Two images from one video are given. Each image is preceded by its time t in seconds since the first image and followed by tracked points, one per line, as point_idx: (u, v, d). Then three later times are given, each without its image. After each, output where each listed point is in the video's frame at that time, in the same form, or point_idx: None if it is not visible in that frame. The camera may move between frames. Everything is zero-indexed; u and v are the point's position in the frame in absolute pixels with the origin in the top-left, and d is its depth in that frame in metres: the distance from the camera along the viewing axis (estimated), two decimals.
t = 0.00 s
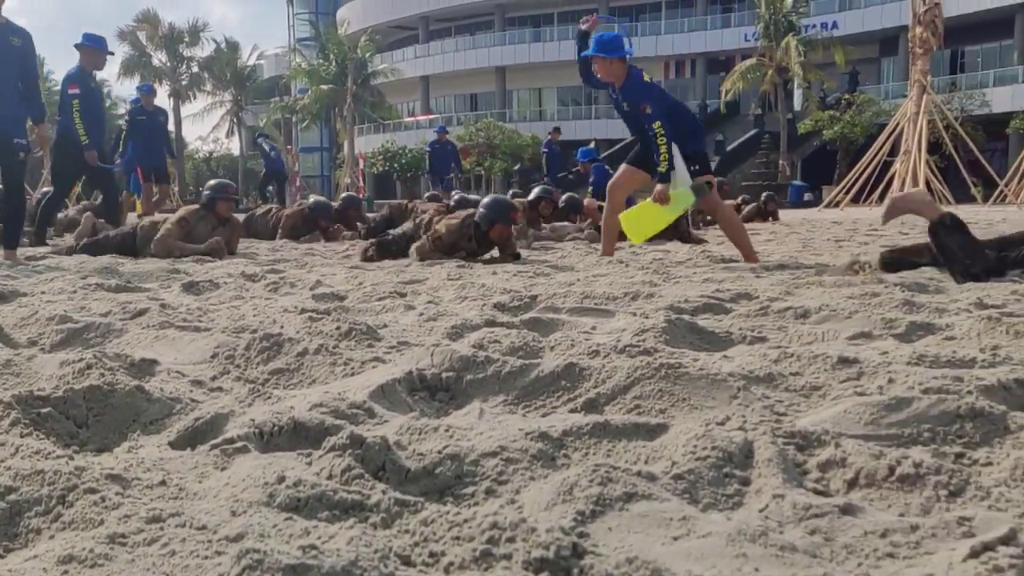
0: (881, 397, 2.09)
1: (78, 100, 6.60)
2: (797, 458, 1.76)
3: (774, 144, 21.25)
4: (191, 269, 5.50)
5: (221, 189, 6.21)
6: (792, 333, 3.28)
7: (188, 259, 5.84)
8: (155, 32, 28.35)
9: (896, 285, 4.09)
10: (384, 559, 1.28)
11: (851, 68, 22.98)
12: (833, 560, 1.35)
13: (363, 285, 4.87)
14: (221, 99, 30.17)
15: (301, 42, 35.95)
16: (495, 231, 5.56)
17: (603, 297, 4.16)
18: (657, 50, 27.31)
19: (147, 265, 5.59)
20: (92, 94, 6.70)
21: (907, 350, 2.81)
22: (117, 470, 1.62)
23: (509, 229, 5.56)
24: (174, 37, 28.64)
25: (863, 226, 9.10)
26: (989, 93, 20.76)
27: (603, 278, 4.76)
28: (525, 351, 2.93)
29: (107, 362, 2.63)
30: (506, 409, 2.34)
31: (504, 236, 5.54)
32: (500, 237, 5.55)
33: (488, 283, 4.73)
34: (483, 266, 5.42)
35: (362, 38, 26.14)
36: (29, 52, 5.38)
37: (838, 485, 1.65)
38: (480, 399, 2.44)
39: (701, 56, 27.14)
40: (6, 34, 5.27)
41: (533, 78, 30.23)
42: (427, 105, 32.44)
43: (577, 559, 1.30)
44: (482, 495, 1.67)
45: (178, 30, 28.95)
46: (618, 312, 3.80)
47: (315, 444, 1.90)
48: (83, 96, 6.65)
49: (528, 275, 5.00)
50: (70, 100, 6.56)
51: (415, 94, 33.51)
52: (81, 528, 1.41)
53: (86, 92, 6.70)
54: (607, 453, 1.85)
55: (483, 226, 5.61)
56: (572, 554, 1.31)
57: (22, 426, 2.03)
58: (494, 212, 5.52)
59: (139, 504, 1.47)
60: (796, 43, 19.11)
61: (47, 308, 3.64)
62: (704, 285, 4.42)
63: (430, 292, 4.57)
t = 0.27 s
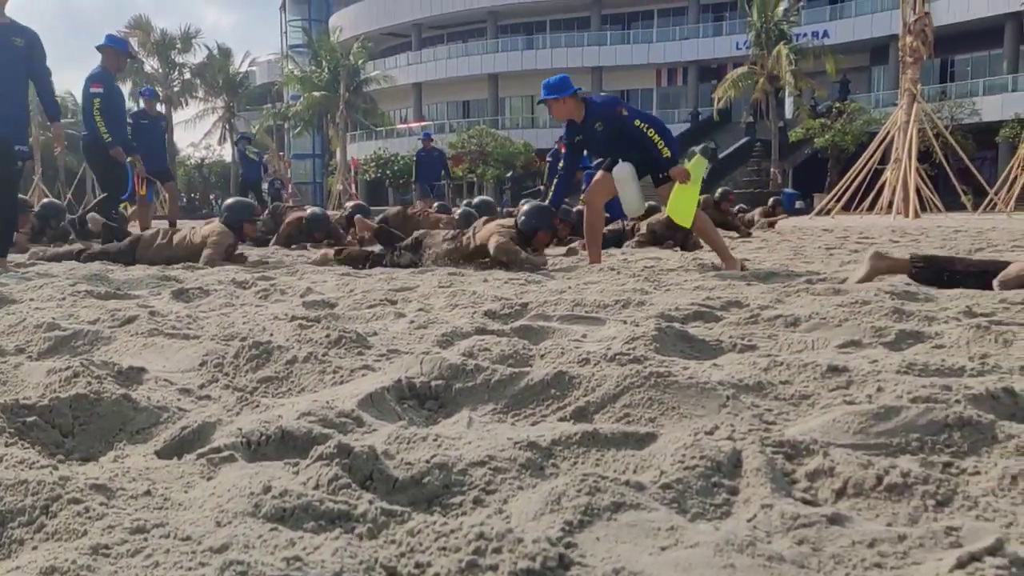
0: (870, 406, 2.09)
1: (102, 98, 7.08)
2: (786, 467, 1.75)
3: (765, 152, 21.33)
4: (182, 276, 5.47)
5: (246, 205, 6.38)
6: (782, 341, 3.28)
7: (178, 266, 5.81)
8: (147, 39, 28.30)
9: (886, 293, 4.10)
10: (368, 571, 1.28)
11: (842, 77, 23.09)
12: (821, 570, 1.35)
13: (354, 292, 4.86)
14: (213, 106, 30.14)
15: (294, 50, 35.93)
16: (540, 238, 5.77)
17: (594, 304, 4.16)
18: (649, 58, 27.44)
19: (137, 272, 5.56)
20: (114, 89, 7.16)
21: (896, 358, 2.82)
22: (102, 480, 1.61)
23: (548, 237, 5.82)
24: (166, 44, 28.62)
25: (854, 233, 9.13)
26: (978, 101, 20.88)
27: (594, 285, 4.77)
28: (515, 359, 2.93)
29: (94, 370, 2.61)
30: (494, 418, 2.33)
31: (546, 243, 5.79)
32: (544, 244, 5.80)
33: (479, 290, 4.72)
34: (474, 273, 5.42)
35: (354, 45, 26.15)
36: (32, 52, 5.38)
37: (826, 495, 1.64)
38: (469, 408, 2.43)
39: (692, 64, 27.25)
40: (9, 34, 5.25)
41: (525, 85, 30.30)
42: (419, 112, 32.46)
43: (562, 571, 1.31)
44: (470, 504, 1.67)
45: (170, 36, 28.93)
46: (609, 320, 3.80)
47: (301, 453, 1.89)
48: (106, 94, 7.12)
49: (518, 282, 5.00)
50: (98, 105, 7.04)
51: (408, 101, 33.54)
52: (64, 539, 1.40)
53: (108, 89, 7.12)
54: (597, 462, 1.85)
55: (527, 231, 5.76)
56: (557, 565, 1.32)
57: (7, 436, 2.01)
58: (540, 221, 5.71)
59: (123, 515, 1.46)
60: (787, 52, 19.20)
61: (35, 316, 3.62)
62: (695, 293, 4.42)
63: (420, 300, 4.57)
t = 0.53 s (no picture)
0: (854, 423, 2.09)
1: (128, 112, 7.04)
2: (770, 486, 1.75)
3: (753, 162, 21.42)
4: (168, 287, 5.44)
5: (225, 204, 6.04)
6: (767, 355, 3.28)
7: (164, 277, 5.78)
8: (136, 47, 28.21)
9: (872, 306, 4.11)
10: None
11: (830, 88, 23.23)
12: None
13: (340, 304, 4.84)
14: (202, 114, 30.06)
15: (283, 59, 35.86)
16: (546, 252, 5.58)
17: (581, 317, 4.16)
18: (638, 69, 27.55)
19: (123, 283, 5.52)
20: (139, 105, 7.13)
21: (881, 373, 2.82)
22: (79, 501, 1.60)
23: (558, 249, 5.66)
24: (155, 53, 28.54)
25: (841, 245, 9.16)
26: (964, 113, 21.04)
27: (582, 297, 4.76)
28: (500, 373, 2.92)
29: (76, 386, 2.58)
30: (478, 435, 2.32)
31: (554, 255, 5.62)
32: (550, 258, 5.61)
33: (466, 302, 4.71)
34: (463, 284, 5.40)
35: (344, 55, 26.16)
36: (29, 60, 5.45)
37: (810, 515, 1.64)
38: (453, 424, 2.41)
39: (681, 75, 27.37)
40: (6, 42, 5.33)
41: (515, 95, 30.36)
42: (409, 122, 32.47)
43: None
44: (452, 525, 1.65)
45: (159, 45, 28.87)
46: (596, 333, 3.79)
47: (283, 472, 1.87)
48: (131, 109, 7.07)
49: (506, 294, 4.99)
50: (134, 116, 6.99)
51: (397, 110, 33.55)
52: (38, 563, 1.39)
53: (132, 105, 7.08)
54: (581, 481, 1.84)
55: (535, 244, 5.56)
56: None
57: None
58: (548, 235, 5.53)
59: (98, 537, 1.45)
60: (775, 63, 19.31)
61: (17, 329, 3.59)
62: (682, 306, 4.42)
63: (407, 312, 4.55)
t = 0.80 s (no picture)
0: (831, 438, 2.10)
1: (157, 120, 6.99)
2: (746, 502, 1.75)
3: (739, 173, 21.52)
4: (150, 297, 5.40)
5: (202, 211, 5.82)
6: (749, 367, 3.28)
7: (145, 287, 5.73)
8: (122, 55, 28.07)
9: (853, 318, 4.13)
10: None
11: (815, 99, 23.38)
12: None
13: (324, 315, 4.81)
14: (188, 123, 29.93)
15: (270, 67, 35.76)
16: (548, 249, 5.30)
17: (564, 328, 4.15)
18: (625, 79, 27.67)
19: (104, 293, 5.48)
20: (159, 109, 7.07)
21: (861, 387, 2.83)
22: (49, 520, 1.63)
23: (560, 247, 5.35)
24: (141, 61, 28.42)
25: (826, 255, 9.20)
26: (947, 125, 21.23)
27: (566, 308, 4.76)
28: (482, 386, 2.91)
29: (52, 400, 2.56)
30: (458, 450, 2.30)
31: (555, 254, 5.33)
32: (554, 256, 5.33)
33: (450, 313, 4.70)
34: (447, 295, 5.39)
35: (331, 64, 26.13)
36: (16, 67, 5.46)
37: (785, 532, 1.64)
38: (433, 439, 2.40)
39: (668, 85, 27.48)
40: None
41: (502, 105, 30.42)
42: (396, 131, 32.45)
43: None
44: (428, 542, 1.64)
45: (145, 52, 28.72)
46: (579, 345, 3.79)
47: (259, 488, 1.86)
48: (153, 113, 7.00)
49: (490, 305, 4.98)
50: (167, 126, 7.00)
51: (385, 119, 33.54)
52: None
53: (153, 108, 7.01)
54: (559, 497, 1.83)
55: (534, 245, 5.34)
56: None
57: None
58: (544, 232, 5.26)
59: (68, 559, 1.47)
60: (760, 75, 19.43)
61: None
62: (665, 317, 4.43)
63: (391, 323, 4.53)
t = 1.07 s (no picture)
0: (806, 450, 2.11)
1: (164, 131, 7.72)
2: (720, 514, 1.75)
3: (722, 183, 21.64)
4: (128, 306, 5.36)
5: (189, 239, 5.69)
6: (728, 378, 3.29)
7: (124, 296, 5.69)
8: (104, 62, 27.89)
9: (832, 328, 4.15)
10: None
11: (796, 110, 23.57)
12: None
13: (304, 324, 4.79)
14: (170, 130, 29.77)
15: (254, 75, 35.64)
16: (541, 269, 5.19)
17: (545, 339, 4.15)
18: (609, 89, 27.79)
19: (82, 302, 5.43)
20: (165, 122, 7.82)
21: (837, 397, 2.84)
22: (18, 537, 1.64)
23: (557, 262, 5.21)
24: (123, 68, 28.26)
25: (808, 265, 9.25)
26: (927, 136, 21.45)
27: (547, 318, 4.76)
28: (460, 398, 2.90)
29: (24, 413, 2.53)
30: (435, 462, 2.29)
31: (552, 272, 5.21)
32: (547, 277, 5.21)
33: (431, 323, 4.69)
34: (429, 305, 5.38)
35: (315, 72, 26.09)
36: None
37: (758, 545, 1.64)
38: (410, 451, 2.39)
39: (651, 95, 27.61)
40: None
41: (487, 114, 30.48)
42: (380, 139, 32.43)
43: None
44: (401, 556, 1.64)
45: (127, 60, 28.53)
46: (559, 355, 3.79)
47: (232, 501, 1.85)
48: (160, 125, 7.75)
49: (471, 315, 4.97)
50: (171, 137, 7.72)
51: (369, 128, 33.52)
52: None
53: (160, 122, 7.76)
54: (534, 510, 1.83)
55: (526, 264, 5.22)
56: None
57: None
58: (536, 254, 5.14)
59: None
60: (743, 85, 19.57)
61: None
62: (645, 327, 4.43)
63: (371, 333, 4.52)
